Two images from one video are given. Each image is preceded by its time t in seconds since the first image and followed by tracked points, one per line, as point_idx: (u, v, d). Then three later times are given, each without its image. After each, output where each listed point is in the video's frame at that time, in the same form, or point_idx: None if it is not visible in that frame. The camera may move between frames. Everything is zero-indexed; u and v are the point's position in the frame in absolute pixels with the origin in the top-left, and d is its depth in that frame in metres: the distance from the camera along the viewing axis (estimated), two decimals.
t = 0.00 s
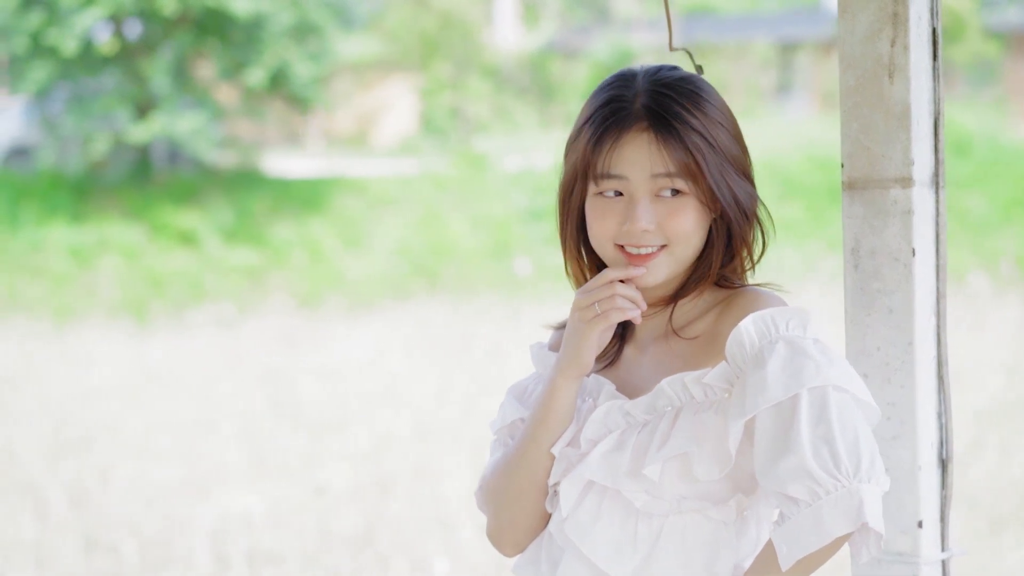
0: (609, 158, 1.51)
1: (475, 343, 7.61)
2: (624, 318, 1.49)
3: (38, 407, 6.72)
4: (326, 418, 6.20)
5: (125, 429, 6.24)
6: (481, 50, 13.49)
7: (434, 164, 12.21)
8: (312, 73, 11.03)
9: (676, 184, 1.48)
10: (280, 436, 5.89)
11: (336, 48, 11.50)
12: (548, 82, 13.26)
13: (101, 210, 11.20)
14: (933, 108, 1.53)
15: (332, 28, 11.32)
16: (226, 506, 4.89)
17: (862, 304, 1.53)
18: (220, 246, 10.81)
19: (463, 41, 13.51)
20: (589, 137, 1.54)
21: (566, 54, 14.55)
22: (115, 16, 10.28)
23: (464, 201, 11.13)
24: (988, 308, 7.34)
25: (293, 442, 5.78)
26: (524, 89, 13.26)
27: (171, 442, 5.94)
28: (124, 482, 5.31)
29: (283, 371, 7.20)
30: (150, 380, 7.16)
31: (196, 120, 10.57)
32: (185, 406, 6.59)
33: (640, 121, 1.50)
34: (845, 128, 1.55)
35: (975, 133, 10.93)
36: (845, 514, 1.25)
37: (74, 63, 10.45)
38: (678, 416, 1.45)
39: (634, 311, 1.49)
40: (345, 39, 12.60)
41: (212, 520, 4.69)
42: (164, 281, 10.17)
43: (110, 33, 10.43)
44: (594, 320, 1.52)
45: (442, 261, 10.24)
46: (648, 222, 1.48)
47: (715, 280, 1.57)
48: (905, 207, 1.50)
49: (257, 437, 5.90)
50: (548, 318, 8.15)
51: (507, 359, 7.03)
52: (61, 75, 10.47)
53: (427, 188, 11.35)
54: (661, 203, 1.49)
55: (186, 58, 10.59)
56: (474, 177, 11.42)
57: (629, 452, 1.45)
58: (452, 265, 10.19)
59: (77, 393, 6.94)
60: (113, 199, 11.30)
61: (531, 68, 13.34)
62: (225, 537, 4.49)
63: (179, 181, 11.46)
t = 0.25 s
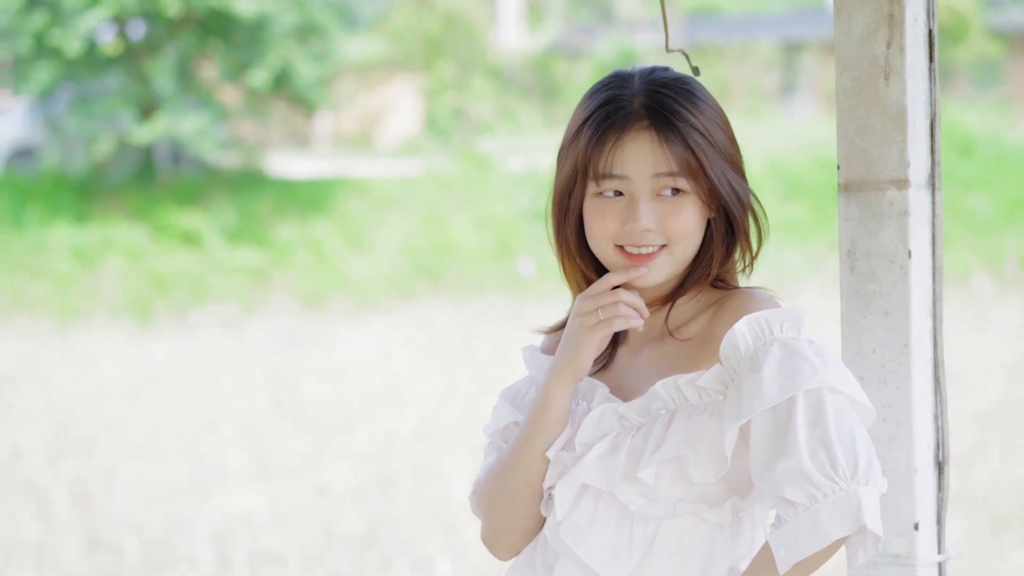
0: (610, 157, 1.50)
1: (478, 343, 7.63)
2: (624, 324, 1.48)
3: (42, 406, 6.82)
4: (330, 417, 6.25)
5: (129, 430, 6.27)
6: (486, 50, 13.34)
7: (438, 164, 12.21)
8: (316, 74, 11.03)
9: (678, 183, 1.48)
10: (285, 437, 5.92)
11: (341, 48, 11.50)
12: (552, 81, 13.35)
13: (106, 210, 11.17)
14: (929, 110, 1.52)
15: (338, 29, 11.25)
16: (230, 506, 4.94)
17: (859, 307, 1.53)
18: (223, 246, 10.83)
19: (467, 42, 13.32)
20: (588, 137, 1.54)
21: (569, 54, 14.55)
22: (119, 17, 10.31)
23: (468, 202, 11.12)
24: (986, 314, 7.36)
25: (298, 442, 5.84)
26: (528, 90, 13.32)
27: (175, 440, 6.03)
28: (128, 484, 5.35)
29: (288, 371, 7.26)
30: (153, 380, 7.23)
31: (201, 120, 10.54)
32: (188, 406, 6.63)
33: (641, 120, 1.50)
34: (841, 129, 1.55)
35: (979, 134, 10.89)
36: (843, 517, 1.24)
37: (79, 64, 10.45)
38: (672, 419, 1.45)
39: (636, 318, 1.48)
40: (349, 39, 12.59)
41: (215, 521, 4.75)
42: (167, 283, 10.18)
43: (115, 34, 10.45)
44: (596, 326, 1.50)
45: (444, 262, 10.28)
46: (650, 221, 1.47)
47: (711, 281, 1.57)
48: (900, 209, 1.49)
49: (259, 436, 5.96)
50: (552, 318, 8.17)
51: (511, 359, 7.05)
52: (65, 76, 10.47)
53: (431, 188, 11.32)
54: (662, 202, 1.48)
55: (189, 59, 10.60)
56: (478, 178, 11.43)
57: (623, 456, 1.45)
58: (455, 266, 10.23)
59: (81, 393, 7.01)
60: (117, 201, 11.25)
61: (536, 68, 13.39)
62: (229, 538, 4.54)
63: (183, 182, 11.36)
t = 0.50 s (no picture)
0: (608, 156, 1.50)
1: (484, 343, 7.65)
2: (623, 327, 1.47)
3: (47, 406, 6.90)
4: (334, 418, 6.30)
5: (134, 429, 6.34)
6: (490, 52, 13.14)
7: (443, 164, 12.23)
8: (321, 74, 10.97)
9: (676, 181, 1.48)
10: (289, 436, 6.01)
11: (346, 49, 11.52)
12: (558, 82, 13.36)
13: (113, 213, 11.15)
14: (926, 111, 1.52)
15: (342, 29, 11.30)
16: (234, 506, 4.97)
17: (856, 308, 1.53)
18: (228, 246, 10.81)
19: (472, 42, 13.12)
20: (586, 135, 1.53)
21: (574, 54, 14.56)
22: (124, 17, 10.32)
23: (474, 202, 11.12)
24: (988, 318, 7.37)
25: (303, 440, 5.93)
26: (535, 89, 13.35)
27: (179, 439, 6.11)
28: (131, 483, 5.40)
29: (295, 371, 7.37)
30: (158, 381, 7.29)
31: (206, 120, 10.53)
32: (194, 406, 6.71)
33: (639, 118, 1.50)
34: (839, 130, 1.54)
35: (983, 134, 10.87)
36: (845, 519, 1.24)
37: (84, 64, 10.47)
38: (668, 420, 1.45)
39: (635, 320, 1.47)
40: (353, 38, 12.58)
41: (219, 521, 4.77)
42: (173, 286, 10.08)
43: (120, 34, 10.45)
44: (596, 329, 1.50)
45: (449, 262, 10.29)
46: (648, 220, 1.47)
47: (707, 281, 1.57)
48: (898, 209, 1.49)
49: (261, 436, 6.03)
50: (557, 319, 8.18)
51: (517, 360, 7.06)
52: (69, 76, 10.47)
53: (436, 189, 11.32)
54: (660, 201, 1.48)
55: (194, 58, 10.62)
56: (483, 178, 11.44)
57: (619, 458, 1.45)
58: (460, 266, 10.25)
59: (85, 393, 7.10)
60: (125, 201, 11.28)
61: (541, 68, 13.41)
62: (232, 537, 4.56)
63: (188, 182, 11.39)
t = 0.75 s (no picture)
0: (603, 155, 1.50)
1: (488, 343, 7.66)
2: (620, 327, 1.48)
3: (50, 408, 6.94)
4: (337, 418, 6.34)
5: (139, 429, 6.38)
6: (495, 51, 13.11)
7: (447, 164, 12.23)
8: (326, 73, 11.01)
9: (671, 180, 1.48)
10: (293, 435, 6.05)
11: (350, 48, 11.52)
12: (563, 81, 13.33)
13: (117, 211, 11.13)
14: (925, 111, 1.52)
15: (347, 28, 11.27)
16: (238, 506, 4.99)
17: (855, 308, 1.53)
18: (233, 246, 10.77)
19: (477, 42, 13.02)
20: (581, 134, 1.53)
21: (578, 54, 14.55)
22: (129, 16, 10.33)
23: (479, 203, 11.11)
24: (991, 322, 7.38)
25: (307, 438, 5.99)
26: (538, 89, 13.31)
27: (183, 438, 6.16)
28: (134, 483, 5.43)
29: (299, 371, 7.41)
30: (161, 380, 7.33)
31: (211, 120, 10.56)
32: (198, 406, 6.75)
33: (634, 117, 1.49)
34: (837, 131, 1.54)
35: (989, 134, 10.85)
36: (851, 519, 1.24)
37: (88, 64, 10.48)
38: (665, 421, 1.45)
39: (632, 320, 1.48)
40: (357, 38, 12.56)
41: (224, 521, 4.79)
42: (176, 282, 10.18)
43: (124, 33, 10.45)
44: (593, 331, 1.50)
45: (453, 262, 10.31)
46: (644, 219, 1.47)
47: (702, 281, 1.57)
48: (897, 210, 1.49)
49: (262, 436, 6.06)
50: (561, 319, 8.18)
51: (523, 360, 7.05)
52: (74, 76, 10.48)
53: (440, 188, 11.31)
54: (655, 200, 1.48)
55: (199, 58, 10.63)
56: (487, 178, 11.43)
57: (616, 458, 1.45)
58: (465, 267, 10.26)
59: (89, 393, 7.14)
60: (129, 201, 11.23)
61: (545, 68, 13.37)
62: (235, 537, 4.58)
63: (192, 181, 11.39)
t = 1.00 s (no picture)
0: (597, 154, 1.50)
1: (493, 343, 7.66)
2: (614, 329, 1.47)
3: (52, 407, 6.95)
4: (340, 418, 6.35)
5: (142, 429, 6.39)
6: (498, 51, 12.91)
7: (451, 164, 12.22)
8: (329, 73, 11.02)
9: (665, 180, 1.48)
10: (297, 435, 6.07)
11: (355, 48, 11.52)
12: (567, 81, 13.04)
13: (121, 211, 11.13)
14: (924, 112, 1.52)
15: (351, 29, 11.32)
16: (241, 506, 5.01)
17: (853, 309, 1.52)
18: (237, 246, 10.84)
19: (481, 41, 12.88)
20: (576, 134, 1.53)
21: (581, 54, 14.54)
22: (133, 16, 10.33)
23: (483, 203, 11.10)
24: (992, 327, 7.40)
25: (310, 437, 6.02)
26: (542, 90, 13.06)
27: (187, 437, 6.19)
28: (138, 482, 5.46)
29: (303, 371, 7.42)
30: (165, 380, 7.37)
31: (215, 120, 10.56)
32: (201, 406, 6.77)
33: (628, 116, 1.49)
34: (835, 131, 1.54)
35: (992, 134, 10.85)
36: (855, 521, 1.24)
37: (93, 64, 10.49)
38: (662, 422, 1.44)
39: (627, 321, 1.47)
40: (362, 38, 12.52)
41: (229, 520, 4.83)
42: (181, 284, 10.16)
43: (129, 33, 10.43)
44: (588, 332, 1.50)
45: (459, 261, 10.38)
46: (638, 218, 1.46)
47: (698, 282, 1.57)
48: (895, 210, 1.49)
49: (265, 436, 6.09)
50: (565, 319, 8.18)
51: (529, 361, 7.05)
52: (78, 75, 10.46)
53: (444, 188, 11.30)
54: (650, 199, 1.47)
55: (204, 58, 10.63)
56: (491, 178, 11.42)
57: (613, 460, 1.45)
58: (470, 267, 10.29)
59: (95, 392, 7.17)
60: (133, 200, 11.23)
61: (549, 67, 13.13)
62: (239, 537, 4.59)
63: (197, 181, 11.34)
